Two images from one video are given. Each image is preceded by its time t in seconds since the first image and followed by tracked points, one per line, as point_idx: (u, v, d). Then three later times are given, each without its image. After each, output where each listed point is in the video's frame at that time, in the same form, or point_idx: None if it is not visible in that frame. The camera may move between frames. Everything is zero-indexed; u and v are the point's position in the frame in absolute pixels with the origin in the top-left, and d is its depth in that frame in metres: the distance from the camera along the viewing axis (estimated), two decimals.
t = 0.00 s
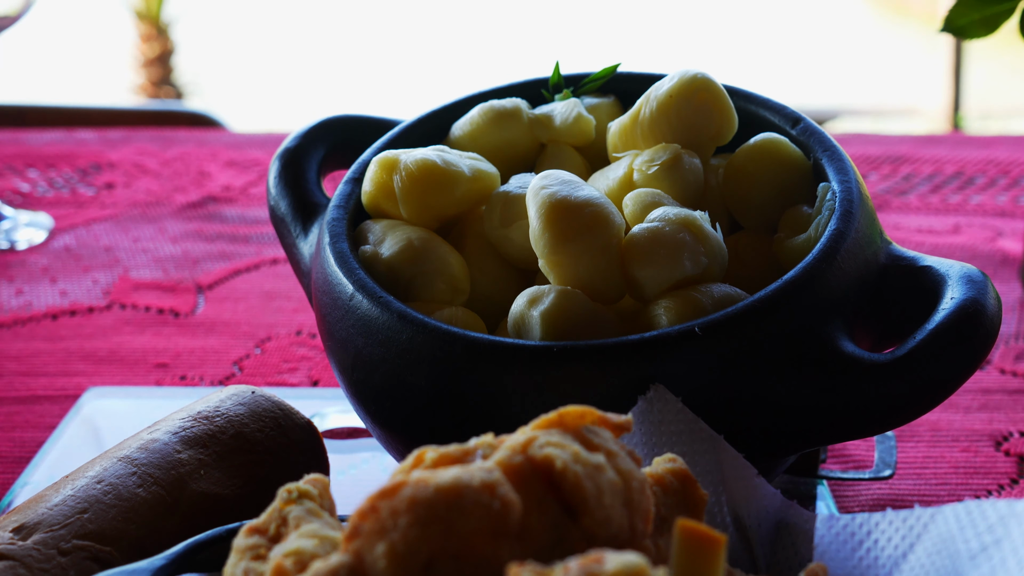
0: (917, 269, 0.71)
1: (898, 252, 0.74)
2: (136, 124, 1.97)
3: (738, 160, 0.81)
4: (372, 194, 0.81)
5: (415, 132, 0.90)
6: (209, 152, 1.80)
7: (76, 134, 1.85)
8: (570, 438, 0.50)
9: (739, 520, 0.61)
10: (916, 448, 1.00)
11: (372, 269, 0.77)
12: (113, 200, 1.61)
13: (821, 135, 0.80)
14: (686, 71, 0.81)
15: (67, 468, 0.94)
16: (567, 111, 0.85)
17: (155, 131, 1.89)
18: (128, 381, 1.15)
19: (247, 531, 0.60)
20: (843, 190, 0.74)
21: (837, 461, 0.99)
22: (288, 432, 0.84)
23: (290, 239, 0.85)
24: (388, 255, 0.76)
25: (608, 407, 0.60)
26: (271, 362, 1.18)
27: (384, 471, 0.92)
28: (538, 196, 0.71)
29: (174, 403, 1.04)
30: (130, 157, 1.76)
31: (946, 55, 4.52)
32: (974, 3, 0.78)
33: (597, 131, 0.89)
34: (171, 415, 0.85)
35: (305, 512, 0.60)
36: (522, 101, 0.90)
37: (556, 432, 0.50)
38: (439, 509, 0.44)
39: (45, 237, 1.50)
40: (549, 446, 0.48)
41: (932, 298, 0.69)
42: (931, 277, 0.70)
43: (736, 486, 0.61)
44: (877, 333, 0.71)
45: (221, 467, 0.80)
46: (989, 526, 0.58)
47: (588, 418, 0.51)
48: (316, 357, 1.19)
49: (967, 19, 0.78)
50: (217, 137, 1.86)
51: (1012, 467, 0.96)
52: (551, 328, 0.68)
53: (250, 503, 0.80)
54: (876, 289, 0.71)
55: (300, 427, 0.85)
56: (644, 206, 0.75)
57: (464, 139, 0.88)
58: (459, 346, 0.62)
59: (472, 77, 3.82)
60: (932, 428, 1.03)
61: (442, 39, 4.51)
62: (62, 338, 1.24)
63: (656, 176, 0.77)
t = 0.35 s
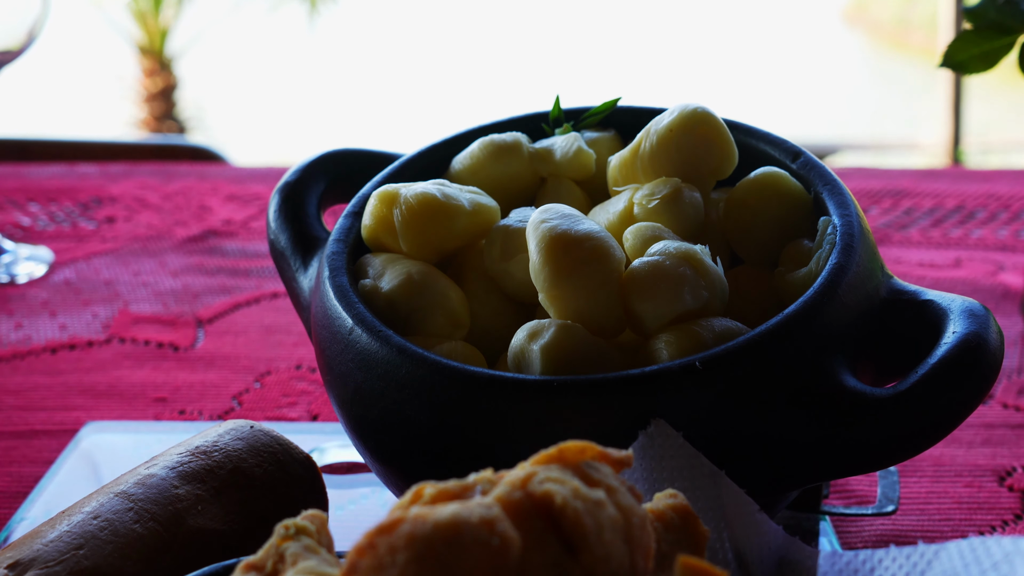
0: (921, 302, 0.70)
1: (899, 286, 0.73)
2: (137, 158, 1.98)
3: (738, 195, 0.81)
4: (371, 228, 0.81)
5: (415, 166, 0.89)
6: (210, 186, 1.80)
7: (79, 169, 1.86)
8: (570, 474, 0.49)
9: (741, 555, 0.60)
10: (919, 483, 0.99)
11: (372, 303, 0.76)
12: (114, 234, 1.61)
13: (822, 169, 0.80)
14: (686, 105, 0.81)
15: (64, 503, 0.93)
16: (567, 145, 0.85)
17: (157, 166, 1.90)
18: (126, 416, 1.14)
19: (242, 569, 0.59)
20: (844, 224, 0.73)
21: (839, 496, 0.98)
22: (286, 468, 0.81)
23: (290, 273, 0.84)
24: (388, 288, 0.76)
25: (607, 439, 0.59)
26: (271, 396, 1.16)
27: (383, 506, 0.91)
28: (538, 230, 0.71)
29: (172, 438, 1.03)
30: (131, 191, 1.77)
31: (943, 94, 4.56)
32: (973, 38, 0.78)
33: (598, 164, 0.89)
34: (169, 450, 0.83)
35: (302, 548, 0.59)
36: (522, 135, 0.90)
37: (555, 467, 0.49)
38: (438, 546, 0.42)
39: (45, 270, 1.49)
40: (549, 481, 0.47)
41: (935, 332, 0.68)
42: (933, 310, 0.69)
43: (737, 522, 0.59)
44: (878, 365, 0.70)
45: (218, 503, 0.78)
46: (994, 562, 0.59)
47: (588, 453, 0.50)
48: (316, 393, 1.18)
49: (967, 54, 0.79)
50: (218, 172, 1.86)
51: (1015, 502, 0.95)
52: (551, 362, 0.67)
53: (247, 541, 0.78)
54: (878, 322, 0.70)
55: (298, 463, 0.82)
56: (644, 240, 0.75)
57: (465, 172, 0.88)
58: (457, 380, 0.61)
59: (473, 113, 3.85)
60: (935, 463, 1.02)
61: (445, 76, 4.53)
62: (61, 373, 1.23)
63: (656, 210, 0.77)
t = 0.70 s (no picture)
0: (922, 336, 0.67)
1: (903, 320, 0.70)
2: (139, 196, 1.96)
3: (739, 229, 0.81)
4: (370, 262, 0.78)
5: (414, 200, 0.89)
6: (211, 223, 1.78)
7: (80, 206, 1.85)
8: (568, 509, 0.48)
9: None
10: (923, 520, 0.97)
11: (371, 338, 0.74)
12: (115, 270, 1.59)
13: (823, 204, 0.79)
14: (685, 140, 0.81)
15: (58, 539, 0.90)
16: (568, 180, 0.84)
17: (159, 204, 1.89)
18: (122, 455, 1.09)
19: None
20: (845, 258, 0.71)
21: (841, 533, 0.96)
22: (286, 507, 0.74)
23: (289, 308, 0.83)
24: (386, 322, 0.73)
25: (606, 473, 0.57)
26: (270, 434, 1.12)
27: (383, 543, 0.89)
28: (538, 264, 0.68)
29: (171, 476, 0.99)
30: (132, 228, 1.75)
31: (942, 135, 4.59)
32: (973, 74, 0.79)
33: (597, 199, 0.89)
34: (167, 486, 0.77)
35: None
36: (522, 170, 0.89)
37: (553, 502, 0.48)
38: None
39: (44, 306, 1.47)
40: (546, 517, 0.46)
41: (938, 368, 0.65)
42: (933, 345, 0.66)
43: (742, 558, 0.58)
44: (880, 400, 0.67)
45: (215, 540, 0.71)
46: None
47: (587, 488, 0.49)
48: (316, 429, 1.13)
49: (967, 90, 0.79)
50: (218, 210, 1.84)
51: (1021, 540, 0.93)
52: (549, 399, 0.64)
53: None
54: (882, 356, 0.67)
55: (295, 501, 0.75)
56: (644, 274, 0.73)
57: (464, 207, 0.87)
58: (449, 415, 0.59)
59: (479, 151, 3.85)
60: (940, 500, 1.00)
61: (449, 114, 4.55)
62: (59, 410, 1.19)
63: (656, 244, 0.76)
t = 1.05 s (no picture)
0: (928, 368, 0.63)
1: (906, 350, 0.66)
2: (139, 225, 1.86)
3: (740, 258, 0.76)
4: (369, 293, 0.72)
5: (411, 230, 0.84)
6: (209, 253, 1.69)
7: (79, 236, 1.75)
8: (571, 543, 0.47)
9: None
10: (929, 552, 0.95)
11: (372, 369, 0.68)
12: (113, 300, 1.51)
13: (824, 234, 0.75)
14: (687, 169, 0.76)
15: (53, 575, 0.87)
16: (570, 211, 0.81)
17: (158, 234, 1.79)
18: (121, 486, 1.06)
19: None
20: (845, 289, 0.68)
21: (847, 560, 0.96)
22: (285, 540, 0.73)
23: (288, 339, 0.79)
24: (386, 354, 0.67)
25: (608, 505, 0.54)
26: (268, 465, 1.09)
27: None
28: (538, 294, 0.64)
29: (170, 507, 0.97)
30: (132, 258, 1.66)
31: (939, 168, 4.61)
32: (974, 105, 0.79)
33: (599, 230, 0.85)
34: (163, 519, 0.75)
35: None
36: (522, 200, 0.86)
37: (556, 535, 0.47)
38: None
39: (42, 335, 1.40)
40: (550, 550, 0.45)
41: (943, 402, 0.61)
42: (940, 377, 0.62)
43: None
44: (884, 432, 0.63)
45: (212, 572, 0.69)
46: None
47: (590, 522, 0.48)
48: (314, 460, 1.10)
49: (967, 120, 0.79)
50: (216, 233, 1.78)
51: None
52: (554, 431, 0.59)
53: None
54: (885, 388, 0.63)
55: (295, 532, 0.74)
56: (646, 305, 0.69)
57: (464, 237, 0.84)
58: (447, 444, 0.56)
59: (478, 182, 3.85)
60: (945, 533, 0.98)
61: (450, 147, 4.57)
62: (56, 439, 1.15)
63: (660, 274, 0.72)
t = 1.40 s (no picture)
0: (935, 396, 0.54)
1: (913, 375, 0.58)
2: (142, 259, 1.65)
3: (743, 285, 0.63)
4: (369, 319, 0.62)
5: (417, 257, 0.71)
6: (209, 286, 1.43)
7: (77, 269, 1.49)
8: (578, 571, 0.41)
9: None
10: None
11: (372, 399, 0.58)
12: (111, 333, 1.27)
13: (830, 260, 0.63)
14: (690, 196, 0.63)
15: None
16: (569, 236, 0.67)
17: (156, 267, 1.53)
18: (116, 517, 0.88)
19: None
20: (852, 315, 0.57)
21: None
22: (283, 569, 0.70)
23: (287, 366, 0.67)
24: (386, 382, 0.57)
25: (610, 533, 0.47)
26: (266, 497, 0.90)
27: None
28: (540, 320, 0.53)
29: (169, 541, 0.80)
30: (131, 292, 1.41)
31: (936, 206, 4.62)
32: (973, 136, 0.79)
33: (601, 258, 0.70)
34: (159, 551, 0.73)
35: None
36: (523, 228, 0.71)
37: (560, 562, 0.42)
38: None
39: (40, 368, 1.17)
40: None
41: (947, 434, 0.53)
42: (946, 406, 0.53)
43: None
44: (890, 458, 0.56)
45: None
46: None
47: (595, 547, 0.43)
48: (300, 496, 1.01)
49: (968, 150, 0.79)
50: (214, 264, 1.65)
51: None
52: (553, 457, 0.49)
53: None
54: (889, 418, 0.55)
55: (294, 562, 0.71)
56: (650, 332, 0.56)
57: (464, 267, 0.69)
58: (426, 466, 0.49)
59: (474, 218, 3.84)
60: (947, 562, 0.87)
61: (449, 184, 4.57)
62: (53, 472, 0.95)
63: (664, 301, 0.59)
